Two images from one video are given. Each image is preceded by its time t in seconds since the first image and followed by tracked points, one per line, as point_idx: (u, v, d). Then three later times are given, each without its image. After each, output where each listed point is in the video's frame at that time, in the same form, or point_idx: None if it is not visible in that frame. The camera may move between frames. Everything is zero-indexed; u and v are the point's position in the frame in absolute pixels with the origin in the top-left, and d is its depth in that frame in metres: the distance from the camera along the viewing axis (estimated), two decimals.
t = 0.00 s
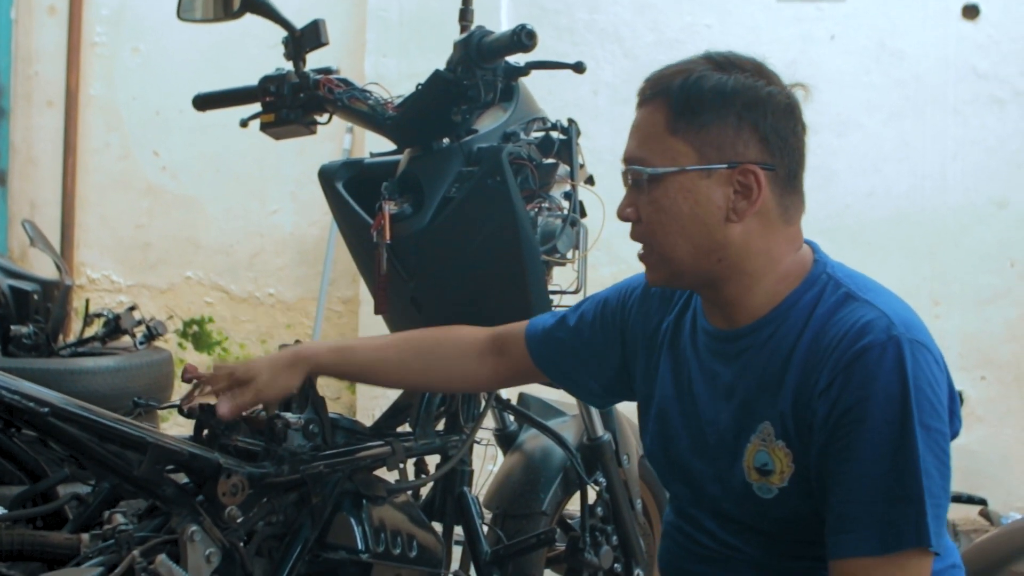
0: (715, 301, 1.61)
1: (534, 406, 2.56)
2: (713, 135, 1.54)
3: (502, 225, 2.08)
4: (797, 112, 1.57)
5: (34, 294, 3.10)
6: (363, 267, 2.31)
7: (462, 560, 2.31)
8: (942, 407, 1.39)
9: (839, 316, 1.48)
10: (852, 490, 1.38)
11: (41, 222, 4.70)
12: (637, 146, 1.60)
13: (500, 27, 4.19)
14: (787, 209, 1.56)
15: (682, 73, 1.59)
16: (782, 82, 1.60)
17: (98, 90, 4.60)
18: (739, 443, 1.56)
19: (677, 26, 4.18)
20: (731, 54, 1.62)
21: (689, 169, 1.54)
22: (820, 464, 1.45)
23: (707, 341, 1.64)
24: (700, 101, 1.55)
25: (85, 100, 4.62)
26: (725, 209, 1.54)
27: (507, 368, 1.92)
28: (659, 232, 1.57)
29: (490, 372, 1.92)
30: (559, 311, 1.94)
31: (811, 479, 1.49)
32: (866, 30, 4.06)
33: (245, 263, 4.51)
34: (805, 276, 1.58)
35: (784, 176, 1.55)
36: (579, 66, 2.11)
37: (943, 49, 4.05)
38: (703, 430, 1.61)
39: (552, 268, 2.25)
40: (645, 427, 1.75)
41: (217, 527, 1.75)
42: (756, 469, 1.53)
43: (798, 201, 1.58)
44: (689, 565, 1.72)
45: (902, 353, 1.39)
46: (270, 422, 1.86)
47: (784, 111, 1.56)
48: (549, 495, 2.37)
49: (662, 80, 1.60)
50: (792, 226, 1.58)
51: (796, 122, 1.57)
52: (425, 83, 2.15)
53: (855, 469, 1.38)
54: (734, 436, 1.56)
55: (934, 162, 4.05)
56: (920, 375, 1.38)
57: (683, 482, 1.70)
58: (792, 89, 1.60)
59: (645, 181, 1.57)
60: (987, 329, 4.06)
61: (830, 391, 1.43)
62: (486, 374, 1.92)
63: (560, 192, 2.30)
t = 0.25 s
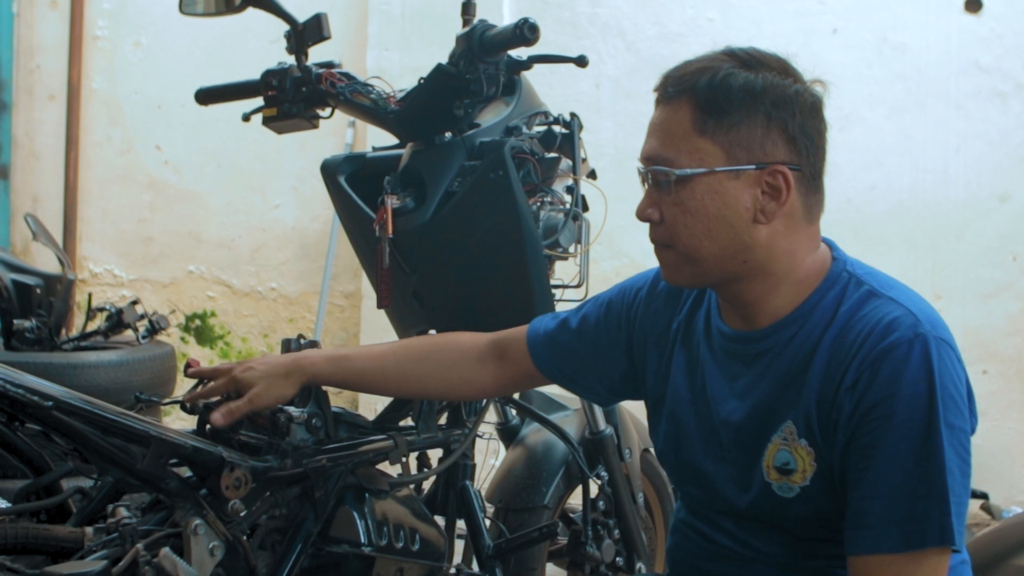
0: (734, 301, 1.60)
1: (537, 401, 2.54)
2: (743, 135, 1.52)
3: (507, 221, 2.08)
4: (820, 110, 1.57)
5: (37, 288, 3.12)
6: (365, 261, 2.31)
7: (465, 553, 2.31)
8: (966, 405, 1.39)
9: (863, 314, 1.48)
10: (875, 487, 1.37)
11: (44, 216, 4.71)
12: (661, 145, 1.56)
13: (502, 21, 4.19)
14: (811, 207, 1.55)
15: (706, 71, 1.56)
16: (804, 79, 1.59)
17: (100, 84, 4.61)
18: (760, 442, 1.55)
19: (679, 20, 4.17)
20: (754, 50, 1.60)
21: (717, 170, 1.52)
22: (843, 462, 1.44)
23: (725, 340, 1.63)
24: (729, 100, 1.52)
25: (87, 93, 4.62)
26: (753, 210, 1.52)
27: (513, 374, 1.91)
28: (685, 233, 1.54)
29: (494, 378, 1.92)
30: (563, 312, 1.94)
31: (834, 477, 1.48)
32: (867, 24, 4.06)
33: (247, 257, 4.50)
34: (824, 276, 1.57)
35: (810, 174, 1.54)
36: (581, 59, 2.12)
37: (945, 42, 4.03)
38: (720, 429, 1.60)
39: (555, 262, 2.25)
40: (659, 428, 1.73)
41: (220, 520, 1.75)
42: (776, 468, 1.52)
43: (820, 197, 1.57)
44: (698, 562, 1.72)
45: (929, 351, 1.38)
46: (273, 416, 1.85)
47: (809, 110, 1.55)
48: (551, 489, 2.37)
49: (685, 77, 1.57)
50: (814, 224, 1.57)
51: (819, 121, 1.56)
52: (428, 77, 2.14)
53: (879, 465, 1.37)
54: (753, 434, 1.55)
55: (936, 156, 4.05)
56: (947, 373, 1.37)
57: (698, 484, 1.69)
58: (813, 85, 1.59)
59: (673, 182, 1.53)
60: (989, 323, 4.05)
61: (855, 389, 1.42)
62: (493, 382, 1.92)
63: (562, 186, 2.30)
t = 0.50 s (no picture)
0: (750, 299, 1.58)
1: (537, 398, 2.54)
2: (764, 136, 1.49)
3: (509, 220, 2.08)
4: (840, 109, 1.54)
5: (37, 285, 3.12)
6: (365, 258, 2.32)
7: (464, 550, 2.31)
8: (985, 407, 1.36)
9: (881, 313, 1.45)
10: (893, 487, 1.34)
11: (45, 213, 4.71)
12: (679, 145, 1.53)
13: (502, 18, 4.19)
14: (829, 208, 1.52)
15: (725, 70, 1.53)
16: (825, 78, 1.56)
17: (101, 82, 4.61)
18: (776, 442, 1.52)
19: (680, 17, 4.16)
20: (773, 48, 1.57)
21: (739, 171, 1.49)
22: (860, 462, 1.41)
23: (739, 339, 1.60)
24: (749, 100, 1.49)
25: (87, 91, 4.62)
26: (773, 211, 1.50)
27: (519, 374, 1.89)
28: (705, 234, 1.51)
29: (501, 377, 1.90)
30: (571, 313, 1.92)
31: (850, 477, 1.45)
32: (868, 21, 4.06)
33: (247, 254, 4.51)
34: (841, 276, 1.54)
35: (830, 173, 1.51)
36: (581, 56, 2.13)
37: (945, 40, 4.03)
38: (733, 429, 1.57)
39: (555, 259, 2.26)
40: (670, 426, 1.71)
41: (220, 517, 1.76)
42: (792, 466, 1.49)
43: (838, 197, 1.54)
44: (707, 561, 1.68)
45: (949, 352, 1.35)
46: (273, 413, 1.85)
47: (830, 109, 1.52)
48: (551, 486, 2.38)
49: (704, 76, 1.54)
50: (832, 224, 1.54)
51: (840, 120, 1.53)
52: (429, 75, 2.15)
53: (896, 466, 1.34)
54: (768, 434, 1.53)
55: (937, 153, 4.05)
56: (966, 374, 1.34)
57: (707, 484, 1.66)
58: (831, 82, 1.56)
59: (694, 183, 1.51)
60: (989, 321, 4.05)
61: (873, 388, 1.39)
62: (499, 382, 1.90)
63: (562, 183, 2.31)
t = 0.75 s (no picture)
0: (758, 299, 1.57)
1: (536, 398, 2.55)
2: (774, 134, 1.49)
3: (509, 221, 2.08)
4: (849, 108, 1.54)
5: (37, 285, 3.12)
6: (365, 258, 2.32)
7: (464, 549, 2.32)
8: (994, 406, 1.36)
9: (890, 312, 1.44)
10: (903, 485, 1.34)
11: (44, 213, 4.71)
12: (689, 144, 1.52)
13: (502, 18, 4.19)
14: (839, 207, 1.52)
15: (735, 69, 1.52)
16: (833, 77, 1.56)
17: (101, 81, 4.61)
18: (783, 441, 1.51)
19: (680, 16, 4.16)
20: (781, 48, 1.57)
21: (750, 170, 1.48)
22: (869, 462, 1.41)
23: (746, 339, 1.59)
24: (760, 99, 1.49)
25: (87, 90, 4.62)
26: (785, 210, 1.49)
27: (525, 368, 1.89)
28: (715, 233, 1.50)
29: (508, 372, 1.89)
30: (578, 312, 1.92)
31: (859, 477, 1.44)
32: (867, 21, 4.06)
33: (247, 254, 4.51)
34: (848, 275, 1.53)
35: (839, 171, 1.51)
36: (581, 56, 2.13)
37: (945, 39, 4.03)
38: (741, 428, 1.56)
39: (554, 259, 2.26)
40: (676, 426, 1.70)
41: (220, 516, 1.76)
42: (800, 465, 1.48)
43: (846, 196, 1.54)
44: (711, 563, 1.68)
45: (959, 351, 1.35)
46: (274, 413, 1.86)
47: (839, 108, 1.52)
48: (550, 485, 2.38)
49: (714, 75, 1.53)
50: (842, 222, 1.54)
51: (848, 119, 1.54)
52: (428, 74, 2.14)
53: (906, 465, 1.34)
54: (775, 433, 1.52)
55: (937, 153, 4.05)
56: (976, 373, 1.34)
57: (712, 484, 1.65)
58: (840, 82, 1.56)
59: (705, 182, 1.50)
60: (989, 321, 4.05)
61: (883, 387, 1.39)
62: (504, 376, 1.89)
63: (561, 183, 2.31)
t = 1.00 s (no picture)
0: (756, 303, 1.55)
1: (535, 399, 2.57)
2: (796, 126, 1.46)
3: (509, 222, 2.08)
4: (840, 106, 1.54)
5: (37, 285, 3.13)
6: (366, 259, 2.32)
7: (464, 550, 2.32)
8: (994, 406, 1.35)
9: (889, 314, 1.43)
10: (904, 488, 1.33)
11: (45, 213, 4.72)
12: (712, 139, 1.46)
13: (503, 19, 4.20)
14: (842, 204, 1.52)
15: (743, 66, 1.48)
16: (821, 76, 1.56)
17: (101, 81, 4.61)
18: (783, 445, 1.50)
19: (680, 17, 4.17)
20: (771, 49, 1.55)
21: (781, 159, 1.44)
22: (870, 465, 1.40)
23: (744, 343, 1.57)
24: (781, 91, 1.45)
25: (87, 90, 4.62)
26: (811, 200, 1.46)
27: (525, 360, 1.90)
28: (750, 226, 1.43)
29: (509, 361, 1.91)
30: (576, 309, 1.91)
31: (862, 481, 1.43)
32: (867, 21, 4.06)
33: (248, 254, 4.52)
34: (847, 276, 1.52)
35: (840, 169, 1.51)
36: (581, 58, 2.13)
37: (945, 40, 4.04)
38: (741, 433, 1.55)
39: (554, 260, 2.26)
40: (674, 430, 1.69)
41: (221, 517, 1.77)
42: (802, 469, 1.47)
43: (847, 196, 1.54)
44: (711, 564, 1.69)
45: (959, 352, 1.34)
46: (274, 413, 1.86)
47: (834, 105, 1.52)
48: (550, 486, 2.38)
49: (724, 71, 1.47)
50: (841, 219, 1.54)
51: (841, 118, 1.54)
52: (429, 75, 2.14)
53: (907, 468, 1.33)
54: (776, 438, 1.50)
55: (937, 153, 4.05)
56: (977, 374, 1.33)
57: (715, 489, 1.64)
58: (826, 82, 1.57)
59: (739, 172, 1.43)
60: (989, 322, 4.05)
61: (883, 390, 1.38)
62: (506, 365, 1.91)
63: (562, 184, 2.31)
